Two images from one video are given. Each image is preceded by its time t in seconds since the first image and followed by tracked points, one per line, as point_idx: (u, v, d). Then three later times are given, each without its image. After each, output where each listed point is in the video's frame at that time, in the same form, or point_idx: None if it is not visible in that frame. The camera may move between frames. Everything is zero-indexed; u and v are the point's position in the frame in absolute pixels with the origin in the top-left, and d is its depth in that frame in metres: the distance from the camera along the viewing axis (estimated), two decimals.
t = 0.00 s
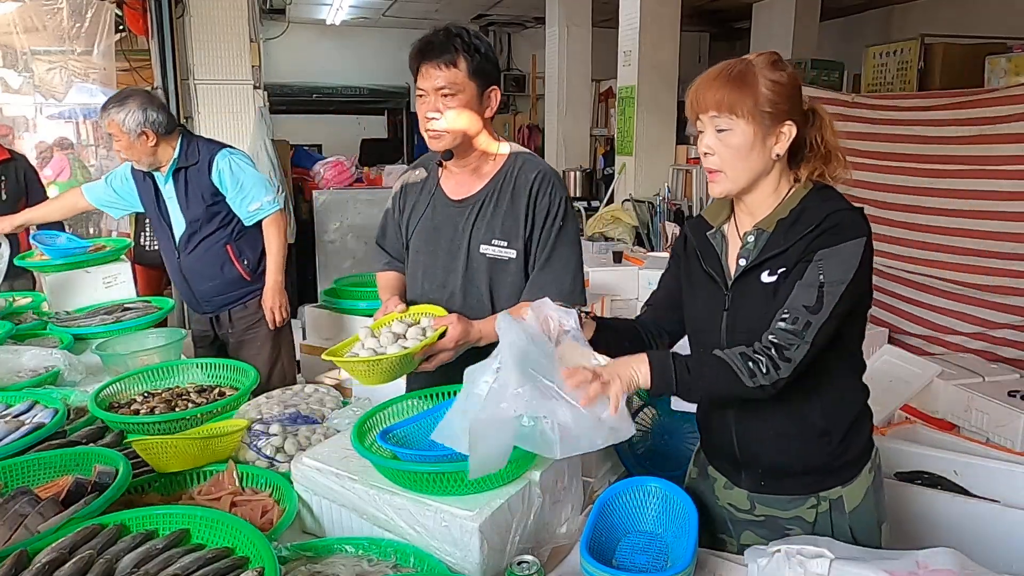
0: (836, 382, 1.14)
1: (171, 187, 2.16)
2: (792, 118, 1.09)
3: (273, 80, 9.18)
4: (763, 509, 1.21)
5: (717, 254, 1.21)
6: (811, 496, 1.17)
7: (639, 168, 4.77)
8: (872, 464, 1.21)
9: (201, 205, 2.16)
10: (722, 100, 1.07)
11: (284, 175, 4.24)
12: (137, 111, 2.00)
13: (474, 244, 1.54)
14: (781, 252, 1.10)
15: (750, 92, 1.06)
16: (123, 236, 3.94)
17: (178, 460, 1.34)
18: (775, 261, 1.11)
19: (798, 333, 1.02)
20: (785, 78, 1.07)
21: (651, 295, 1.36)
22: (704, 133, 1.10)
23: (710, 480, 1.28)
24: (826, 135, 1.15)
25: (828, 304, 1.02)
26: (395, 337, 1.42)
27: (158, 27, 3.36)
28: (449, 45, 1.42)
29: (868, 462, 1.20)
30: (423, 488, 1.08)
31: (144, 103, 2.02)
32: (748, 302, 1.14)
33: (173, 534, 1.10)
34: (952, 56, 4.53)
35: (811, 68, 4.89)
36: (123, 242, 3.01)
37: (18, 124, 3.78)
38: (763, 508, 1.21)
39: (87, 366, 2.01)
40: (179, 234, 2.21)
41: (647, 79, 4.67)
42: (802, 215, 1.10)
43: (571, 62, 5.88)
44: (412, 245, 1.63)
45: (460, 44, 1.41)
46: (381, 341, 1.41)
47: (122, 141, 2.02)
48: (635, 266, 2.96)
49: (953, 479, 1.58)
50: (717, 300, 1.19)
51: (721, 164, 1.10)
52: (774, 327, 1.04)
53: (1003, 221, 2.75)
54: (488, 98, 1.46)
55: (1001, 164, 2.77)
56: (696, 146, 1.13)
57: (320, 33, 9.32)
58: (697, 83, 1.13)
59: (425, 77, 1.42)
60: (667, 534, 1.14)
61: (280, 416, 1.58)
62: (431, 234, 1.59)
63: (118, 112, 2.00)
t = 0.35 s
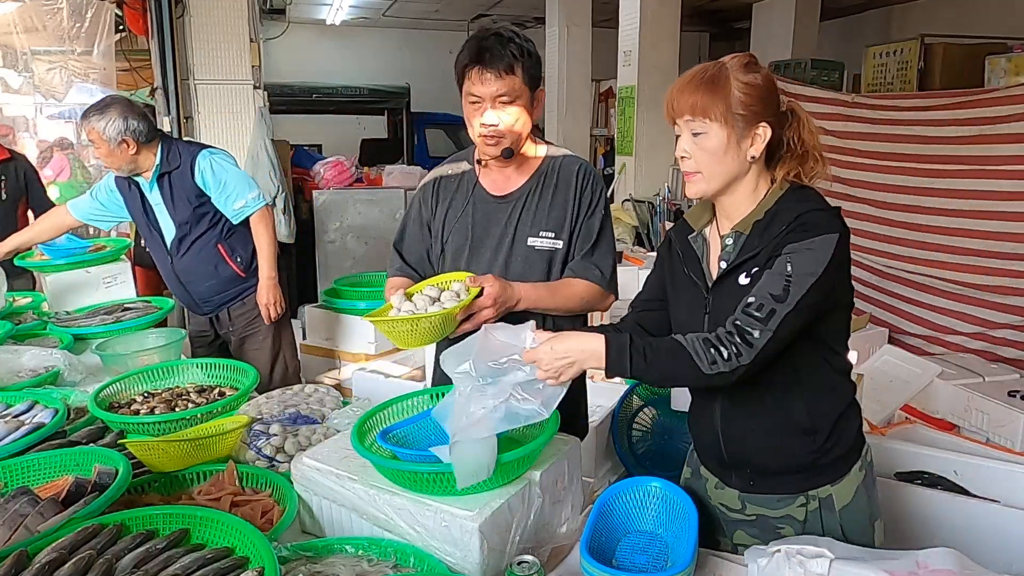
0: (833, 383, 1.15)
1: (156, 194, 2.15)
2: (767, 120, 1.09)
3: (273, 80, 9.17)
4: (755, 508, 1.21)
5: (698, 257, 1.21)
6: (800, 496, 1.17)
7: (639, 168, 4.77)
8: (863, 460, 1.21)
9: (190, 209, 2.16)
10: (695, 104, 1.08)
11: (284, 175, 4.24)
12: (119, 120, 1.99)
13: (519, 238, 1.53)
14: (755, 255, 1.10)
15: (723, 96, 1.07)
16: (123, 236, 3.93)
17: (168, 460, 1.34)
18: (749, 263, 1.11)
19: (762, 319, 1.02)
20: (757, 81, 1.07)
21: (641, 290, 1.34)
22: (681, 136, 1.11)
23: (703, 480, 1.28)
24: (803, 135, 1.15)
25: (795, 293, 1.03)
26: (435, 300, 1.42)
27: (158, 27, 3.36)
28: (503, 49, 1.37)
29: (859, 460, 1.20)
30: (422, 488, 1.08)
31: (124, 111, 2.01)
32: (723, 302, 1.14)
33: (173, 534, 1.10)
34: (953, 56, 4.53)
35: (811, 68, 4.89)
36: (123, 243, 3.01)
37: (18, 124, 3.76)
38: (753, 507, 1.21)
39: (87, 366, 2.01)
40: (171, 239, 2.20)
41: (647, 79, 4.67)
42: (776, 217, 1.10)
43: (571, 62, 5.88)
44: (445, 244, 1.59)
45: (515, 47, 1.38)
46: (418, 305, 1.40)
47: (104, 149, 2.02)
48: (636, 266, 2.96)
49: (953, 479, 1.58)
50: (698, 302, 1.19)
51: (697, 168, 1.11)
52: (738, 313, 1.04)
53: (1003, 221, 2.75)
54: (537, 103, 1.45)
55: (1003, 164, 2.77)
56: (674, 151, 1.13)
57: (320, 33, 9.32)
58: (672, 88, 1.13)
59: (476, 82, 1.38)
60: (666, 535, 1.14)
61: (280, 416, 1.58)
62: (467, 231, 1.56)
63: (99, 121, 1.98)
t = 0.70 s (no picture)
0: (830, 382, 1.15)
1: (153, 195, 2.14)
2: (756, 123, 1.09)
3: (273, 79, 9.17)
4: (750, 508, 1.21)
5: (685, 258, 1.21)
6: (794, 495, 1.17)
7: (640, 168, 4.77)
8: (858, 459, 1.21)
9: (185, 209, 2.15)
10: (685, 106, 1.08)
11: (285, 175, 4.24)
12: (119, 124, 1.97)
13: (535, 233, 1.54)
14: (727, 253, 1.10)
15: (713, 99, 1.07)
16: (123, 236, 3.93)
17: (171, 460, 1.36)
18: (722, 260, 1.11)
19: (719, 299, 1.02)
20: (746, 83, 1.07)
21: (628, 282, 1.33)
22: (670, 138, 1.11)
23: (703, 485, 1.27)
24: (790, 137, 1.15)
25: (758, 280, 1.02)
26: (416, 303, 1.48)
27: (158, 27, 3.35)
28: (510, 52, 1.37)
29: (853, 459, 1.20)
30: (422, 488, 1.08)
31: (121, 114, 1.99)
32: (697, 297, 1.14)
33: (173, 534, 1.10)
34: (952, 56, 4.53)
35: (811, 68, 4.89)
36: (123, 243, 3.01)
37: (19, 124, 3.76)
38: (748, 507, 1.21)
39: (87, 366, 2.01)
40: (168, 240, 2.20)
41: (646, 78, 4.67)
42: (753, 216, 1.09)
43: (571, 61, 5.88)
44: (456, 244, 1.58)
45: (522, 49, 1.37)
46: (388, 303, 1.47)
47: (112, 158, 2.00)
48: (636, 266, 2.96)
49: (953, 479, 1.58)
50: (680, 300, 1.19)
51: (686, 170, 1.11)
52: (698, 290, 1.04)
53: (1003, 222, 2.75)
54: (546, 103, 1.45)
55: (1002, 164, 2.77)
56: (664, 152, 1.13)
57: (320, 33, 9.32)
58: (661, 90, 1.13)
59: (483, 83, 1.38)
60: (666, 535, 1.14)
61: (279, 416, 1.58)
62: (481, 232, 1.56)
63: (102, 130, 1.95)
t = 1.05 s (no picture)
0: (828, 382, 1.15)
1: (163, 197, 2.15)
2: (747, 124, 1.09)
3: (273, 79, 9.17)
4: (749, 508, 1.21)
5: (678, 261, 1.21)
6: (793, 494, 1.17)
7: (640, 168, 4.77)
8: (856, 459, 1.21)
9: (193, 213, 2.16)
10: (677, 109, 1.08)
11: (285, 175, 4.23)
12: (134, 123, 1.98)
13: (519, 234, 1.55)
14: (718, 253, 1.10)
15: (705, 100, 1.06)
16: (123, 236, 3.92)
17: (171, 460, 1.35)
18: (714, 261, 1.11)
19: (712, 298, 1.02)
20: (737, 84, 1.07)
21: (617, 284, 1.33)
22: (662, 140, 1.11)
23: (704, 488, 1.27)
24: (781, 137, 1.15)
25: (751, 279, 1.02)
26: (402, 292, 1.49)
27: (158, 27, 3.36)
28: (491, 50, 1.36)
29: (852, 458, 1.20)
30: (422, 488, 1.08)
31: (134, 113, 2.00)
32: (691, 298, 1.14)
33: (173, 534, 1.10)
34: (952, 56, 4.53)
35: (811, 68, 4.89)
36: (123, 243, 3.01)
37: (18, 124, 3.74)
38: (747, 507, 1.21)
39: (87, 366, 2.01)
40: (173, 243, 2.21)
41: (646, 78, 4.67)
42: (743, 216, 1.10)
43: (571, 61, 5.88)
44: (445, 246, 1.58)
45: (503, 48, 1.37)
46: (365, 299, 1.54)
47: (128, 159, 2.00)
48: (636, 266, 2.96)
49: (953, 479, 1.58)
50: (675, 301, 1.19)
51: (679, 173, 1.11)
52: (691, 290, 1.04)
53: (1003, 222, 2.75)
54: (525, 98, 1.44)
55: (1002, 164, 2.77)
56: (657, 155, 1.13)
57: (320, 33, 9.32)
58: (652, 92, 1.13)
59: (465, 82, 1.36)
60: (666, 534, 1.14)
61: (279, 416, 1.58)
62: (468, 236, 1.56)
63: (116, 129, 1.95)
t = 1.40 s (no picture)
0: (828, 382, 1.16)
1: (190, 194, 2.16)
2: (748, 126, 1.10)
3: (273, 80, 9.17)
4: (748, 510, 1.21)
5: (678, 263, 1.21)
6: (795, 495, 1.17)
7: (640, 168, 4.77)
8: (857, 459, 1.21)
9: (215, 218, 2.15)
10: (679, 108, 1.07)
11: (285, 175, 4.24)
12: (161, 119, 2.00)
13: (506, 233, 1.54)
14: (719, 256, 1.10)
15: (708, 100, 1.06)
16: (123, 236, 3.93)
17: (170, 460, 1.35)
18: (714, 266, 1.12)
19: (714, 305, 1.02)
20: (738, 85, 1.08)
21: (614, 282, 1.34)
22: (662, 140, 1.11)
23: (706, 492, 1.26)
24: (780, 138, 1.15)
25: (752, 283, 1.02)
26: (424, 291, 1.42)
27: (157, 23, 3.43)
28: (473, 46, 1.36)
29: (853, 459, 1.20)
30: (422, 488, 1.08)
31: (165, 108, 2.02)
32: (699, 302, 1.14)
33: (173, 534, 1.10)
34: (952, 56, 4.53)
35: (811, 68, 4.89)
36: (122, 243, 3.01)
37: (18, 125, 3.84)
38: (748, 508, 1.21)
39: (87, 366, 2.01)
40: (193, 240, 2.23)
41: (646, 78, 4.67)
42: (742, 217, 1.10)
43: (571, 61, 5.88)
44: (438, 245, 1.57)
45: (484, 44, 1.37)
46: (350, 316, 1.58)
47: (151, 152, 2.03)
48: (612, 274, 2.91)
49: (954, 479, 1.58)
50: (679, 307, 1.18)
51: (680, 174, 1.11)
52: (693, 296, 1.05)
53: (1003, 221, 2.75)
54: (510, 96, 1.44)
55: (1002, 163, 2.77)
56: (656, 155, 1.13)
57: (320, 33, 9.32)
58: (652, 91, 1.13)
59: (447, 78, 1.37)
60: (666, 534, 1.14)
61: (280, 416, 1.58)
62: (457, 236, 1.56)
63: (142, 123, 1.99)
